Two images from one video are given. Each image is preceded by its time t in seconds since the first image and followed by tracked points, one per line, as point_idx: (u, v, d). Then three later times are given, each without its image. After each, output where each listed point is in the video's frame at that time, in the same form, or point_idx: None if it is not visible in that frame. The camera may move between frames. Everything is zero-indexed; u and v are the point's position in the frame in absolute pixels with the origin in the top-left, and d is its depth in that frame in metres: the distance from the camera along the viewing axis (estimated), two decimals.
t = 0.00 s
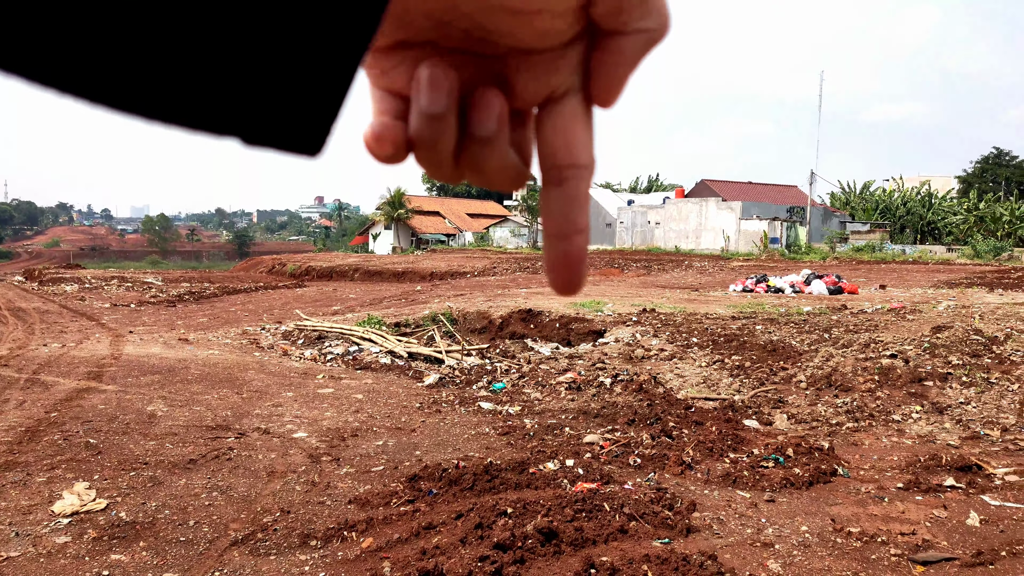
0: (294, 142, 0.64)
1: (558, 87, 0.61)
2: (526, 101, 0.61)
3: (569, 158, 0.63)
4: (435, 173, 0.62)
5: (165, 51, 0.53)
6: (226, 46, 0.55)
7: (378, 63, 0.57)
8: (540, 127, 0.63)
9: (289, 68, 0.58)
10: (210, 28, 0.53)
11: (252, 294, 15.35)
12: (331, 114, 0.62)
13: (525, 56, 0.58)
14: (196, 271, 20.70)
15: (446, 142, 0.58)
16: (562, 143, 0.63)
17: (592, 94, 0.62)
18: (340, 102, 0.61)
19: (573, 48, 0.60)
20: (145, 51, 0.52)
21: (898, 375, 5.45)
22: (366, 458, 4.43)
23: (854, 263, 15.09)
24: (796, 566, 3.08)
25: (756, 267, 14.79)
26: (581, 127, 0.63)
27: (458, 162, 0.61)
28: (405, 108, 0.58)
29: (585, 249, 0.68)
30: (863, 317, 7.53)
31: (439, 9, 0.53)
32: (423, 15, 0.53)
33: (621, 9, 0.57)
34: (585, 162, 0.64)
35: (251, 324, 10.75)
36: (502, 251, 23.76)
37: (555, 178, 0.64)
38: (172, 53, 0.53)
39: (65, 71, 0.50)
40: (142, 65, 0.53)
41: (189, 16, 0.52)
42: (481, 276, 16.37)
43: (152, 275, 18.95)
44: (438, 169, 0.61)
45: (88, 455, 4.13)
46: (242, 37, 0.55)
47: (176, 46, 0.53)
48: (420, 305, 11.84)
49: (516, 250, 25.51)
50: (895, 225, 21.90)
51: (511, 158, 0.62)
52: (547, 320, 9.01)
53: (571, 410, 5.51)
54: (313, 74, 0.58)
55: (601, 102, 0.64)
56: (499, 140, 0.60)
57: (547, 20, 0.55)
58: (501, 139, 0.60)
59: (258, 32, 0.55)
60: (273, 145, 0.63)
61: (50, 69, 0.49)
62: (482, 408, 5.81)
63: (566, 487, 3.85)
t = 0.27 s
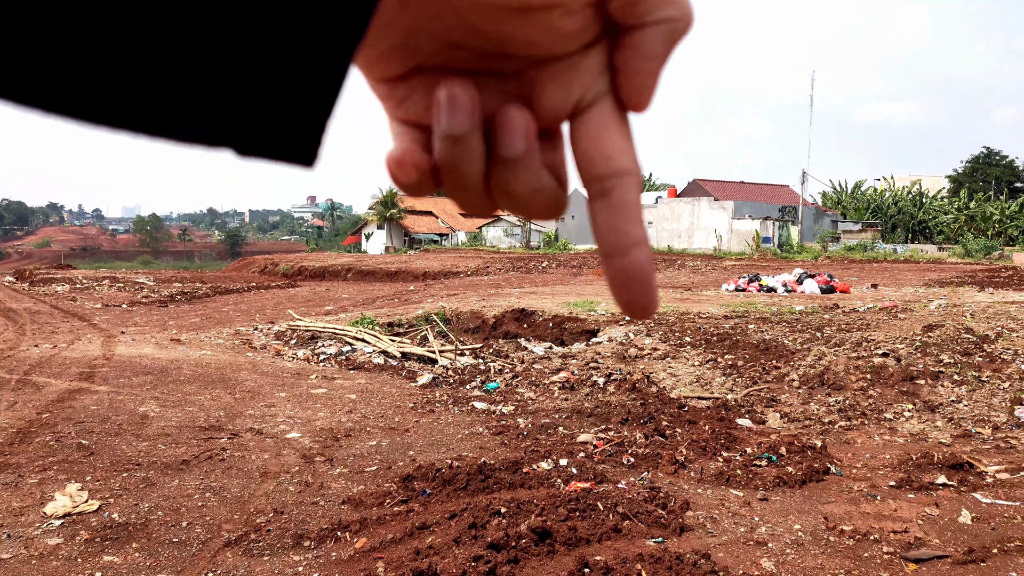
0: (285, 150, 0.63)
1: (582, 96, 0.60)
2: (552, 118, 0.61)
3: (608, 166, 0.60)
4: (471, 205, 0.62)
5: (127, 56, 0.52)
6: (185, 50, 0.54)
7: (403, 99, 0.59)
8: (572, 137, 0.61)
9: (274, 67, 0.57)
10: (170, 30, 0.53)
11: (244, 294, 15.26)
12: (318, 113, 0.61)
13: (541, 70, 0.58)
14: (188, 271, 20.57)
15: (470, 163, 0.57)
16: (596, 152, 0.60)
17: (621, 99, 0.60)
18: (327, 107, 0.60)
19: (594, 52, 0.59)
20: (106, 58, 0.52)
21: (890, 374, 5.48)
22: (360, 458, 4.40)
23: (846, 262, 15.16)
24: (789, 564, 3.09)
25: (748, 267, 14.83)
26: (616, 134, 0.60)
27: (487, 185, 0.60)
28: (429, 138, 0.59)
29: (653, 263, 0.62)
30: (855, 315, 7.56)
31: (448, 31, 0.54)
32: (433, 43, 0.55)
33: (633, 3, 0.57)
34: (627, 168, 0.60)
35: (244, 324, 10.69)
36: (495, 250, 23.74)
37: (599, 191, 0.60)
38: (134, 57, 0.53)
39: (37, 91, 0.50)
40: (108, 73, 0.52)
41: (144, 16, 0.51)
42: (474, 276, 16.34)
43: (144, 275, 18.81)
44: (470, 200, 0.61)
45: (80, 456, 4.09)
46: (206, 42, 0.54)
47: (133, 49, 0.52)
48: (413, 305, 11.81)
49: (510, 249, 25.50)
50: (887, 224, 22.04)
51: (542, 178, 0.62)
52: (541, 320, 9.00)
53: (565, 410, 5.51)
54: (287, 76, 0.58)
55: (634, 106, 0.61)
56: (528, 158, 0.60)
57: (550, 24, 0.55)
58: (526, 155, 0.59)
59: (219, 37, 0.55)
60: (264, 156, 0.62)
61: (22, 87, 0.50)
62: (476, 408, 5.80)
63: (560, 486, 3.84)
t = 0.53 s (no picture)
0: (381, 123, 0.64)
1: (687, 46, 0.52)
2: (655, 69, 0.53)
3: (734, 108, 0.54)
4: (573, 167, 0.56)
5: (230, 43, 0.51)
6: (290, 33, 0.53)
7: (491, 59, 0.52)
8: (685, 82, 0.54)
9: (295, 76, 0.56)
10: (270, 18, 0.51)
11: (241, 294, 15.23)
12: (412, 94, 0.62)
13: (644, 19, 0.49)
14: (184, 271, 20.55)
15: (575, 128, 0.50)
16: (716, 98, 0.54)
17: (733, 41, 0.53)
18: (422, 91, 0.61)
19: None
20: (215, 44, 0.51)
21: (886, 373, 5.49)
22: (357, 458, 4.39)
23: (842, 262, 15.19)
24: (785, 564, 3.09)
25: (745, 267, 14.85)
26: (734, 73, 0.54)
27: (591, 151, 0.53)
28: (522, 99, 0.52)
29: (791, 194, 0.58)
30: (851, 315, 7.58)
31: None
32: (522, 5, 0.47)
33: None
34: (754, 103, 0.54)
35: (241, 323, 10.67)
36: (493, 250, 23.74)
37: (731, 133, 0.55)
38: (238, 43, 0.52)
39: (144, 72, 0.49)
40: (214, 56, 0.51)
41: (247, 13, 0.50)
42: (471, 275, 16.33)
43: (141, 275, 18.76)
44: (576, 163, 0.54)
45: (76, 456, 4.07)
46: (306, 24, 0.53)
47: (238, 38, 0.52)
48: (410, 305, 11.80)
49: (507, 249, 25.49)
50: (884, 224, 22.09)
51: (645, 137, 0.55)
52: (538, 320, 9.00)
53: (562, 409, 5.50)
54: (379, 60, 0.57)
55: (748, 47, 0.54)
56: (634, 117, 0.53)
57: None
58: (632, 114, 0.52)
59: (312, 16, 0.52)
60: (361, 127, 0.64)
61: (124, 70, 0.48)
62: (473, 408, 5.79)
63: (556, 486, 3.84)
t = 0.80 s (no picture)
0: (376, 134, 0.60)
1: (632, 63, 0.56)
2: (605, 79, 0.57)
3: (665, 123, 0.59)
4: (513, 157, 0.60)
5: (260, 46, 0.51)
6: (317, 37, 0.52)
7: (454, 52, 0.54)
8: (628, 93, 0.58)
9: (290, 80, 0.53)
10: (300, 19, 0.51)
11: (233, 295, 15.13)
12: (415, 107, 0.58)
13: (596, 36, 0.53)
14: (176, 272, 20.39)
15: (526, 126, 0.54)
16: (651, 115, 0.59)
17: (671, 65, 0.57)
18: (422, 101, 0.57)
19: (641, 23, 0.54)
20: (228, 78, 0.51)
21: (878, 372, 5.52)
22: (349, 459, 4.37)
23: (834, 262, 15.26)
24: (778, 562, 3.09)
25: (738, 267, 14.90)
26: (669, 91, 0.59)
27: (535, 146, 0.57)
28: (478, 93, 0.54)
29: (702, 207, 0.65)
30: (843, 314, 7.62)
31: None
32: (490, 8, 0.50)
33: None
34: (683, 120, 0.60)
35: (233, 324, 10.61)
36: (486, 250, 23.71)
37: (658, 142, 0.60)
38: (268, 46, 0.51)
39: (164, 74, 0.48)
40: (240, 58, 0.50)
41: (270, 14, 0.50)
42: (464, 275, 16.30)
43: (132, 275, 18.60)
44: (521, 156, 0.58)
45: (67, 457, 4.03)
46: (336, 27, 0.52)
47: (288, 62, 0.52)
48: (403, 305, 11.75)
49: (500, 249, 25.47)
50: (875, 223, 22.22)
51: (584, 138, 0.60)
52: (531, 320, 8.99)
53: (555, 409, 5.50)
54: (389, 63, 0.54)
55: (685, 72, 0.58)
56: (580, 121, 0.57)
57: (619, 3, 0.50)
58: (575, 120, 0.57)
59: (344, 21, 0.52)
60: (357, 138, 0.60)
61: (120, 65, 0.46)
62: (466, 407, 5.78)
63: (550, 486, 3.83)
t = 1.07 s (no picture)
0: (305, 140, 0.67)
1: (565, 80, 0.63)
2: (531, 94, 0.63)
3: (597, 140, 0.65)
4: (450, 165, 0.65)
5: (191, 85, 0.59)
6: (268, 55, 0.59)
7: (388, 59, 0.59)
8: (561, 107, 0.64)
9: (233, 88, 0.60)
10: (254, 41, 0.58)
11: (233, 294, 15.10)
12: (339, 114, 0.66)
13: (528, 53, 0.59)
14: (178, 271, 20.31)
15: (458, 138, 0.60)
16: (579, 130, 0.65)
17: (603, 82, 0.63)
18: (352, 104, 0.65)
19: (578, 40, 0.61)
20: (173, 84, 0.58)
21: (878, 372, 5.51)
22: (349, 458, 4.37)
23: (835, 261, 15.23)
24: (777, 562, 3.09)
25: (739, 266, 14.88)
26: (602, 110, 0.65)
27: (468, 154, 0.63)
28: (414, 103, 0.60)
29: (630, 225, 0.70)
30: (844, 314, 7.60)
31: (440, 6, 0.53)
32: (422, 19, 0.55)
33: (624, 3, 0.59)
34: (614, 139, 0.66)
35: (233, 323, 10.59)
36: (487, 250, 23.69)
37: (587, 158, 0.66)
38: (253, 100, 0.62)
39: (123, 82, 0.55)
40: (181, 91, 0.58)
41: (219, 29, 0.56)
42: (465, 275, 16.28)
43: (133, 275, 18.57)
44: (454, 165, 0.63)
45: (67, 457, 4.02)
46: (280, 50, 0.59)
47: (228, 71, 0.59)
48: (403, 304, 11.73)
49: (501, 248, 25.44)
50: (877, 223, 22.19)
51: (518, 150, 0.65)
52: (531, 319, 8.97)
53: (555, 408, 5.49)
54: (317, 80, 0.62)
55: (616, 92, 0.65)
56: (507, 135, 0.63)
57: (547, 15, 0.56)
58: (508, 132, 0.62)
59: (296, 92, 0.63)
60: (285, 141, 0.66)
61: (67, 73, 0.52)
62: (466, 407, 5.78)
63: (549, 485, 3.83)
